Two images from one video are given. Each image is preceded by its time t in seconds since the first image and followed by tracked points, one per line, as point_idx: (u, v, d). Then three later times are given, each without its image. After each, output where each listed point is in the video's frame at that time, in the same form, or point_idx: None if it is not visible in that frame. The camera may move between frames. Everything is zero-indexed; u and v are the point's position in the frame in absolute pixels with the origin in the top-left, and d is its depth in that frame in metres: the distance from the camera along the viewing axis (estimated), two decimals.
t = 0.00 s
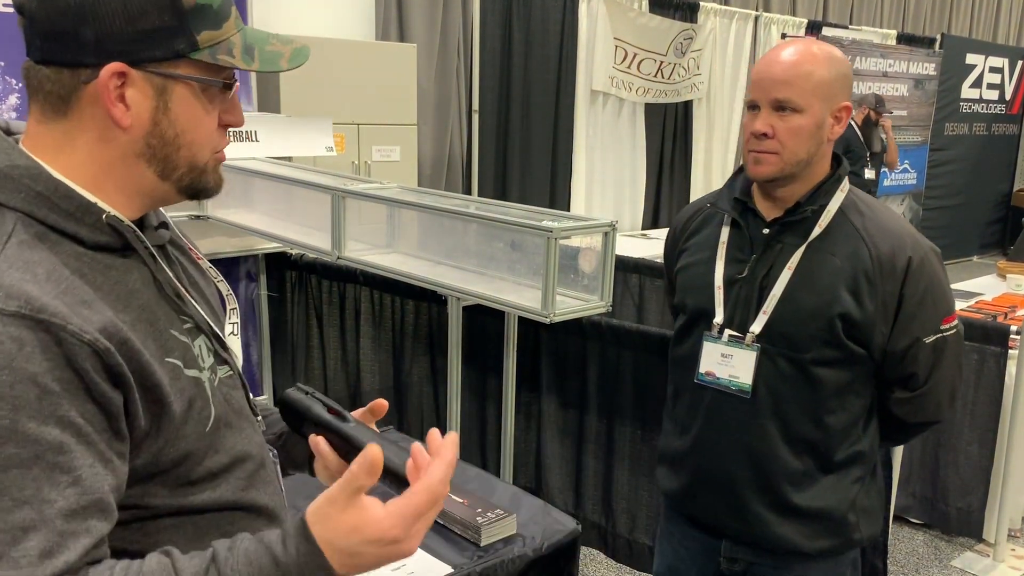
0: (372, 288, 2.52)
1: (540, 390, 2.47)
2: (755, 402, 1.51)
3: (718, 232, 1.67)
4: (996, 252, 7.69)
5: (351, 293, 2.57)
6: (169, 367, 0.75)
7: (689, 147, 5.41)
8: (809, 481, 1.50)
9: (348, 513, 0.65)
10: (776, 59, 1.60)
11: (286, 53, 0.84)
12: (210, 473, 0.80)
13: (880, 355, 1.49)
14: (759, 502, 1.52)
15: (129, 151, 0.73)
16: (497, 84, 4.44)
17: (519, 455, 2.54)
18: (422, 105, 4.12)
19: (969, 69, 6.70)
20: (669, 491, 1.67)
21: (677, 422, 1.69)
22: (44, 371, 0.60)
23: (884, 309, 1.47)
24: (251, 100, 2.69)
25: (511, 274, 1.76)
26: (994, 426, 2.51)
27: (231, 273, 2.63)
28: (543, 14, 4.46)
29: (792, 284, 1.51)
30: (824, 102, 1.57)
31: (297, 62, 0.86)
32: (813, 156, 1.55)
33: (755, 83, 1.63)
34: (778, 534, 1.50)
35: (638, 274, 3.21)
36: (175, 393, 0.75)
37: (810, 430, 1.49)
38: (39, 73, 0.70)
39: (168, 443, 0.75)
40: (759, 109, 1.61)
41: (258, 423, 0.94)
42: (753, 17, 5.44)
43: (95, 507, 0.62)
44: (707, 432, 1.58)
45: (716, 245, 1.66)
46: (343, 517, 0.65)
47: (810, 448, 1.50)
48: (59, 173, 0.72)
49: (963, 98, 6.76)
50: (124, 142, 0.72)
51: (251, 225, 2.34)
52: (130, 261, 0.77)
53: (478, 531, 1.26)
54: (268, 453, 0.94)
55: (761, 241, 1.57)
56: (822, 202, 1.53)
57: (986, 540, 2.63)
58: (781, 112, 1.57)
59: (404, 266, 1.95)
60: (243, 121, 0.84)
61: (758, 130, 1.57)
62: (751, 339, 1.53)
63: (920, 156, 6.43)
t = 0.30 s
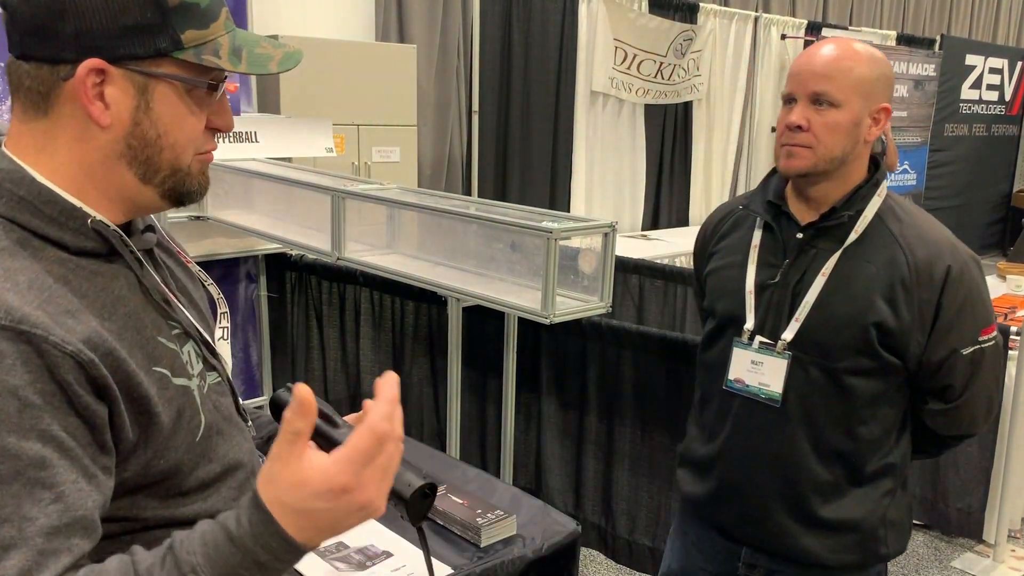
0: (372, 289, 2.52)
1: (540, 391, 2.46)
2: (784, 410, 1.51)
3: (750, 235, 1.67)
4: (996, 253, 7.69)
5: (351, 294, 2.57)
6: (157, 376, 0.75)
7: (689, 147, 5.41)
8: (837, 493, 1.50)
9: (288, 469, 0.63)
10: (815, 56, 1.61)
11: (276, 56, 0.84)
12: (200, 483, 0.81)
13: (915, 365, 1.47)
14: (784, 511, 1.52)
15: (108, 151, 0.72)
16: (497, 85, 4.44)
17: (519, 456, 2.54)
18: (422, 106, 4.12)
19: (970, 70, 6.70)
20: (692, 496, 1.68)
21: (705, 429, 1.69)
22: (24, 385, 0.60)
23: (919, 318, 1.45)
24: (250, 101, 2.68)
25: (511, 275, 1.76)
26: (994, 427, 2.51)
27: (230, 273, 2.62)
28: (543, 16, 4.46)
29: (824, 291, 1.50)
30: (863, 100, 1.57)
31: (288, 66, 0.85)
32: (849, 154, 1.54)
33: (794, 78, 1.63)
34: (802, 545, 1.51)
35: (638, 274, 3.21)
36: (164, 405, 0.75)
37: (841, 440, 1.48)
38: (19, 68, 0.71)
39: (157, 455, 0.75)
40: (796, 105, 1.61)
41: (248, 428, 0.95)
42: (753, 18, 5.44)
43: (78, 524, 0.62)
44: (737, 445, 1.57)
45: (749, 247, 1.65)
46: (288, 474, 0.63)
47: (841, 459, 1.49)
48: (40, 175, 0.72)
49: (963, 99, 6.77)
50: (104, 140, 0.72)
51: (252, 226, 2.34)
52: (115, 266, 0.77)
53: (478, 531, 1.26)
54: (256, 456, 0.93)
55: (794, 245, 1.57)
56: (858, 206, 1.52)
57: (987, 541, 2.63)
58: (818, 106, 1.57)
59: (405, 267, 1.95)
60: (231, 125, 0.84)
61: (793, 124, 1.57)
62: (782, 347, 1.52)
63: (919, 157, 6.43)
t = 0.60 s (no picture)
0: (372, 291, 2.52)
1: (540, 392, 2.46)
2: (793, 417, 1.51)
3: (765, 236, 1.66)
4: (995, 254, 7.69)
5: (351, 294, 2.56)
6: (152, 386, 0.74)
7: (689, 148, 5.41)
8: (850, 501, 1.49)
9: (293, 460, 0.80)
10: (831, 58, 1.56)
11: (251, 19, 0.79)
12: (193, 494, 0.79)
13: (926, 375, 1.47)
14: (794, 516, 1.52)
15: (98, 149, 0.72)
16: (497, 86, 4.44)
17: (519, 457, 2.54)
18: (422, 107, 4.12)
19: (969, 71, 6.71)
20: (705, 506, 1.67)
21: (715, 432, 1.69)
22: (27, 382, 0.60)
23: (933, 329, 1.44)
24: (251, 102, 2.68)
25: (510, 276, 1.76)
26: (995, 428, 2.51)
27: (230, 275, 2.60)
28: (543, 17, 4.47)
29: (841, 296, 1.49)
30: (880, 107, 1.53)
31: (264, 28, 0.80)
32: (867, 163, 1.52)
33: (809, 84, 1.59)
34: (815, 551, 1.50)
35: (638, 275, 3.21)
36: (157, 416, 0.74)
37: (851, 450, 1.48)
38: None
39: (146, 464, 0.73)
40: (812, 112, 1.58)
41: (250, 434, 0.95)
42: (753, 19, 5.45)
43: (79, 520, 0.63)
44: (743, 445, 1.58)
45: (763, 249, 1.65)
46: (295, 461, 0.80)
47: (851, 466, 1.49)
48: (40, 179, 0.72)
49: (963, 100, 6.77)
50: (92, 139, 0.72)
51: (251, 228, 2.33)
52: (115, 270, 0.76)
53: (478, 533, 1.26)
54: (258, 466, 0.91)
55: (809, 250, 1.56)
56: (875, 214, 1.51)
57: (986, 542, 2.63)
58: (835, 115, 1.54)
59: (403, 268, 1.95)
60: (224, 103, 0.83)
61: (810, 133, 1.55)
62: (793, 353, 1.52)
63: (919, 158, 6.43)
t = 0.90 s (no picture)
0: (372, 292, 2.51)
1: (540, 393, 2.46)
2: (786, 420, 1.50)
3: (747, 238, 1.65)
4: (996, 256, 7.69)
5: (351, 295, 2.55)
6: (146, 389, 0.74)
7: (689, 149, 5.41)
8: (841, 504, 1.49)
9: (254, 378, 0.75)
10: (810, 58, 1.56)
11: (278, 62, 0.83)
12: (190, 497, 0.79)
13: (915, 373, 1.48)
14: (786, 522, 1.52)
15: (103, 157, 0.71)
16: (497, 88, 4.44)
17: (519, 458, 2.54)
18: (422, 108, 4.12)
19: (969, 72, 6.71)
20: (688, 509, 1.67)
21: (698, 442, 1.67)
22: (12, 388, 0.60)
23: (921, 328, 1.46)
24: (250, 104, 2.68)
25: (510, 277, 1.76)
26: (994, 429, 2.51)
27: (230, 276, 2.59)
28: (543, 18, 4.47)
29: (828, 298, 1.49)
30: (860, 106, 1.53)
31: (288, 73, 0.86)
32: (847, 162, 1.52)
33: (788, 83, 1.58)
34: (803, 554, 1.51)
35: (638, 277, 3.21)
36: (153, 417, 0.74)
37: (845, 450, 1.48)
38: (13, 70, 0.69)
39: (145, 467, 0.73)
40: (791, 111, 1.57)
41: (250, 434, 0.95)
42: (753, 21, 5.45)
43: (76, 518, 0.63)
44: (733, 452, 1.57)
45: (745, 253, 1.63)
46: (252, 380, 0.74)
47: (843, 468, 1.49)
48: (30, 178, 0.71)
49: (963, 101, 6.77)
50: (98, 147, 0.70)
51: (251, 228, 2.34)
52: (107, 273, 0.75)
53: (478, 534, 1.26)
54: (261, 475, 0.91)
55: (794, 253, 1.55)
56: (858, 214, 1.51)
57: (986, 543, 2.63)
58: (814, 114, 1.54)
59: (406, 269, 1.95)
60: (229, 132, 0.82)
61: (789, 133, 1.54)
62: (784, 357, 1.51)
63: (919, 159, 6.43)
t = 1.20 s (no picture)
0: (372, 293, 2.50)
1: (540, 394, 2.46)
2: (748, 416, 1.47)
3: (706, 238, 1.62)
4: (996, 256, 7.69)
5: (351, 296, 2.55)
6: (151, 397, 0.72)
7: (689, 150, 5.41)
8: (801, 501, 1.45)
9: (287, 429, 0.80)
10: (760, 61, 1.54)
11: (283, 40, 0.81)
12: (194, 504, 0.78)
13: (874, 366, 1.46)
14: (750, 520, 1.48)
15: (122, 155, 0.70)
16: (497, 88, 4.44)
17: (519, 459, 2.54)
18: (422, 109, 4.13)
19: (969, 73, 6.72)
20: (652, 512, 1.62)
21: (661, 443, 1.63)
22: (32, 394, 0.59)
23: (879, 319, 1.44)
24: (251, 105, 2.67)
25: (509, 278, 1.76)
26: (994, 429, 2.51)
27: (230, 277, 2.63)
28: (543, 18, 4.47)
29: (787, 293, 1.47)
30: (810, 107, 1.51)
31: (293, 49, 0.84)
32: (801, 163, 1.50)
33: (739, 89, 1.56)
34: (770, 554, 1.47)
35: (637, 277, 3.21)
36: (156, 429, 0.72)
37: (805, 445, 1.45)
38: (21, 80, 0.67)
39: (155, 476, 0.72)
40: (744, 119, 1.55)
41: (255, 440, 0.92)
42: (752, 21, 5.45)
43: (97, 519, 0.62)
44: (697, 450, 1.53)
45: (705, 252, 1.60)
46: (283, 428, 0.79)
47: (805, 464, 1.46)
48: (36, 184, 0.69)
49: (963, 102, 6.78)
50: (118, 147, 0.70)
51: (252, 229, 2.34)
52: (113, 278, 0.73)
53: (478, 534, 1.25)
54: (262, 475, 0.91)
55: (752, 249, 1.53)
56: (816, 209, 1.49)
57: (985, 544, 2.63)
58: (767, 119, 1.52)
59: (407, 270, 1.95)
60: (234, 120, 0.81)
61: (745, 141, 1.52)
62: (745, 352, 1.48)
63: (919, 160, 6.43)
